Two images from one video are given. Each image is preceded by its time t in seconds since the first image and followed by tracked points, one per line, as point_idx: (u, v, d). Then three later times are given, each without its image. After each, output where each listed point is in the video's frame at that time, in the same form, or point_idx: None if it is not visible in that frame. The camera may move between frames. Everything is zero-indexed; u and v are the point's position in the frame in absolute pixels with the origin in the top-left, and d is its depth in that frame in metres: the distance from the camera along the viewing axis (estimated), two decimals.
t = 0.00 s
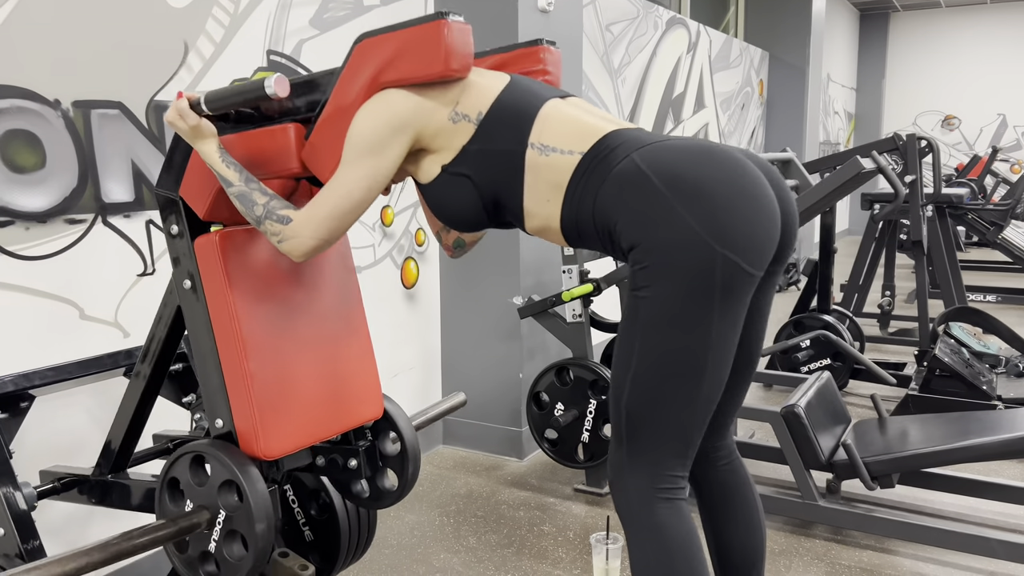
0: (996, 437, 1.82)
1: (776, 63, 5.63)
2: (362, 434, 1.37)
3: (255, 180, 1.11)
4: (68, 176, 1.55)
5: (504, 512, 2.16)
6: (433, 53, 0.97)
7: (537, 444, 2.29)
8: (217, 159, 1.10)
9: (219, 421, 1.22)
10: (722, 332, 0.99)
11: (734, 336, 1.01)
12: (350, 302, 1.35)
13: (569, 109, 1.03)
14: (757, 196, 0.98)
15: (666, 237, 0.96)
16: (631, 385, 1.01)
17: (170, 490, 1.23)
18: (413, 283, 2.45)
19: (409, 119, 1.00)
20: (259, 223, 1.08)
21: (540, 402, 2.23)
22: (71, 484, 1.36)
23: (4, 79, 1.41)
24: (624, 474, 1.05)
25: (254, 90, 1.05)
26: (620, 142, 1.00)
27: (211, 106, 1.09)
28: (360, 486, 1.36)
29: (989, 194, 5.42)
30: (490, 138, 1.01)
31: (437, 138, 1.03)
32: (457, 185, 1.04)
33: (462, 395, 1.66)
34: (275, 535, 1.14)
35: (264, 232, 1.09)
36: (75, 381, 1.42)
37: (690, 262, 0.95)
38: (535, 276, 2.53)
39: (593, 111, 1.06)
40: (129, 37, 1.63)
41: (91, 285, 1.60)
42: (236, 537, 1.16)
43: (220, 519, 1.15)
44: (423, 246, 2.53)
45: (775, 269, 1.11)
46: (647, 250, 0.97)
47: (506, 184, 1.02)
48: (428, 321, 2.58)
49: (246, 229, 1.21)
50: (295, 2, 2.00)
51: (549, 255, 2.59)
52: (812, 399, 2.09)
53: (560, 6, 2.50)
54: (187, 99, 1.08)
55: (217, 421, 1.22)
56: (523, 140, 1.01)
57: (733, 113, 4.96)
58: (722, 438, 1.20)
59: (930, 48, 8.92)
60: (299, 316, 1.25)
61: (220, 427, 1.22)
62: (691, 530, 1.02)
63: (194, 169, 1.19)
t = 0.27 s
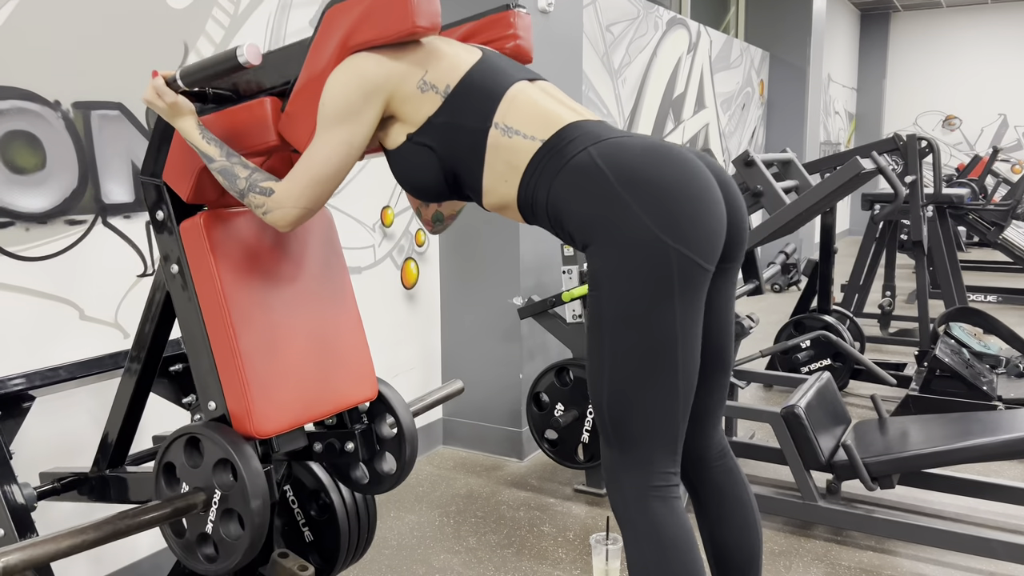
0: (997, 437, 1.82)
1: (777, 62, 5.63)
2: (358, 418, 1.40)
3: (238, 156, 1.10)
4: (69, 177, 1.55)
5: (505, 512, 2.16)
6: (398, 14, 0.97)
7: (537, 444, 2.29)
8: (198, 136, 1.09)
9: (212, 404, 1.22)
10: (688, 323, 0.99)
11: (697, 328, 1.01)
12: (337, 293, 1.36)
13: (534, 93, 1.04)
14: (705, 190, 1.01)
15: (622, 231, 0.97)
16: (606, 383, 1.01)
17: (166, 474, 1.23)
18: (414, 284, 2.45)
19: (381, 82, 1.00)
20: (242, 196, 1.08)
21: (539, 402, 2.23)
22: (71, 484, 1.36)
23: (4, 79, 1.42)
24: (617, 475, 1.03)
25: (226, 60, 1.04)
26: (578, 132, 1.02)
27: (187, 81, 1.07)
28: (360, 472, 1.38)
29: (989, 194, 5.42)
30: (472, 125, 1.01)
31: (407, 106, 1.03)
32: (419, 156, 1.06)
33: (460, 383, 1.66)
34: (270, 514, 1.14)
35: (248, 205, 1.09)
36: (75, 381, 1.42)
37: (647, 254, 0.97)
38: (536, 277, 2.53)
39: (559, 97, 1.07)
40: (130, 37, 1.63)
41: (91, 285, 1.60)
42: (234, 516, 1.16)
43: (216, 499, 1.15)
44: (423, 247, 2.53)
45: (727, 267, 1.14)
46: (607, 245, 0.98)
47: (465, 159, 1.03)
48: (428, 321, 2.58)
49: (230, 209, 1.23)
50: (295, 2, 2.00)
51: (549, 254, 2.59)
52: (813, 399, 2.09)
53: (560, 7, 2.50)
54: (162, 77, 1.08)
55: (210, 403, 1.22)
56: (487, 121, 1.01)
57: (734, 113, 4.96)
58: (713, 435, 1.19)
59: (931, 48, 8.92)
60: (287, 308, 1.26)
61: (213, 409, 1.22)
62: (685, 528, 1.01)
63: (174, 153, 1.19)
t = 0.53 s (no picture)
0: (997, 438, 1.82)
1: (776, 64, 5.64)
2: (356, 408, 1.37)
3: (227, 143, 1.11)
4: (70, 179, 1.56)
5: (506, 513, 2.16)
6: None
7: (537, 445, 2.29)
8: (186, 124, 1.10)
9: (208, 394, 1.22)
10: (660, 322, 1.00)
11: (671, 328, 1.02)
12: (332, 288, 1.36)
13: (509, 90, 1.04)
14: (666, 191, 1.01)
15: (588, 234, 0.98)
16: (586, 387, 1.02)
17: (165, 465, 1.23)
18: (414, 285, 2.46)
19: (366, 62, 1.01)
20: (232, 181, 1.09)
21: (538, 402, 2.23)
22: (71, 485, 1.36)
23: (5, 81, 1.42)
24: (611, 476, 1.04)
25: (210, 44, 1.05)
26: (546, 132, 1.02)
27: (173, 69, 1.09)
28: (359, 465, 1.38)
29: (989, 195, 5.42)
30: (460, 119, 1.02)
31: (389, 92, 1.03)
32: (395, 142, 1.06)
33: (458, 376, 1.66)
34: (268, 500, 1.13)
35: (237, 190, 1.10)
36: (77, 383, 1.42)
37: (614, 256, 0.98)
38: (536, 278, 2.53)
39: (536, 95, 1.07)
40: (130, 39, 1.63)
41: (92, 287, 1.60)
42: (233, 504, 1.16)
43: (214, 487, 1.15)
44: (424, 248, 2.53)
45: (694, 269, 1.16)
46: (576, 248, 0.99)
47: (438, 149, 1.04)
48: (428, 322, 2.59)
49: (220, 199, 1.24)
50: (295, 4, 2.01)
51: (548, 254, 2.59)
52: (813, 400, 2.09)
53: (560, 8, 2.51)
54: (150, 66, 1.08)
55: (207, 392, 1.22)
56: (463, 114, 1.02)
57: (734, 114, 4.96)
58: (706, 435, 1.19)
59: (931, 49, 8.92)
60: (279, 305, 1.26)
61: (209, 399, 1.22)
62: (679, 525, 1.01)
63: (164, 144, 1.20)
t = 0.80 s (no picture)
0: (995, 440, 1.82)
1: (775, 65, 5.64)
2: (353, 406, 1.39)
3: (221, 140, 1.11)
4: (68, 180, 1.56)
5: (505, 515, 2.16)
6: None
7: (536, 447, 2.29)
8: (180, 121, 1.10)
9: (205, 391, 1.21)
10: (644, 326, 1.00)
11: (655, 331, 1.02)
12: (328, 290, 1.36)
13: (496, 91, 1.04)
14: (640, 196, 1.01)
15: (568, 241, 0.99)
16: (574, 391, 1.02)
17: (161, 464, 1.23)
18: (413, 287, 2.46)
19: (357, 57, 1.01)
20: (226, 178, 1.09)
21: (536, 403, 2.23)
22: (69, 486, 1.36)
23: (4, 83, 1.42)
24: (604, 480, 1.04)
25: (203, 40, 1.08)
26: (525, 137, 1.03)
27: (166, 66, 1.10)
28: (357, 463, 1.39)
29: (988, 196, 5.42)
30: (448, 122, 1.02)
31: (380, 87, 1.03)
32: (383, 139, 1.07)
33: (457, 372, 1.66)
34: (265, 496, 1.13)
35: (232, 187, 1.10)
36: (76, 385, 1.42)
37: (594, 262, 0.98)
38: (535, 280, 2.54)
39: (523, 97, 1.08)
40: (130, 41, 1.64)
41: (90, 288, 1.60)
42: (229, 501, 1.15)
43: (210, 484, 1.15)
44: (423, 249, 2.53)
45: (678, 273, 1.17)
46: (558, 254, 1.00)
47: (425, 149, 1.05)
48: (427, 323, 2.59)
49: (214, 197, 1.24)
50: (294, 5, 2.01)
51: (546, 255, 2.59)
52: (813, 403, 2.09)
53: (559, 10, 2.51)
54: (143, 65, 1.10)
55: (201, 390, 1.22)
56: (451, 114, 1.02)
57: (733, 115, 4.97)
58: (701, 437, 1.19)
59: (930, 51, 8.93)
60: (274, 305, 1.26)
61: (206, 397, 1.22)
62: (674, 526, 1.01)
63: (158, 142, 1.20)
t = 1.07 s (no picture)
0: (995, 441, 1.82)
1: (774, 67, 5.65)
2: (353, 409, 1.39)
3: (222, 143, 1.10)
4: (67, 182, 1.56)
5: (505, 516, 2.15)
6: None
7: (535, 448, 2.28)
8: (181, 125, 1.09)
9: (204, 395, 1.22)
10: (648, 328, 1.00)
11: (659, 334, 1.02)
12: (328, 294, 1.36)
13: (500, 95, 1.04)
14: (648, 196, 1.02)
15: (574, 242, 0.99)
16: (575, 392, 1.02)
17: (160, 467, 1.23)
18: (412, 287, 2.46)
19: (360, 62, 1.01)
20: (226, 182, 1.08)
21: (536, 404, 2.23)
22: (68, 486, 1.36)
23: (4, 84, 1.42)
24: (602, 482, 1.04)
25: (204, 44, 1.05)
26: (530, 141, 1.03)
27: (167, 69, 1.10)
28: (357, 466, 1.37)
29: (988, 198, 5.42)
30: (454, 126, 1.02)
31: (384, 91, 1.03)
32: (387, 143, 1.06)
33: (456, 376, 1.66)
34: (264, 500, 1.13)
35: (232, 191, 1.09)
36: (74, 386, 1.42)
37: (600, 264, 0.98)
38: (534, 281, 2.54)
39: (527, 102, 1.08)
40: (130, 42, 1.64)
41: (89, 289, 1.60)
42: (228, 506, 1.15)
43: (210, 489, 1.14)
44: (422, 250, 2.53)
45: (684, 275, 1.17)
46: (563, 256, 1.00)
47: (430, 153, 1.05)
48: (427, 324, 2.59)
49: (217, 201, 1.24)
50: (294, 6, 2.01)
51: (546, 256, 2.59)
52: (813, 404, 2.10)
53: (559, 11, 2.51)
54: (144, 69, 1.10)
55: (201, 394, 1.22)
56: (456, 117, 1.02)
57: (733, 116, 4.97)
58: (696, 440, 1.19)
59: (929, 53, 8.94)
60: (276, 308, 1.26)
61: (205, 401, 1.22)
62: (672, 529, 1.01)
63: (158, 146, 1.20)
